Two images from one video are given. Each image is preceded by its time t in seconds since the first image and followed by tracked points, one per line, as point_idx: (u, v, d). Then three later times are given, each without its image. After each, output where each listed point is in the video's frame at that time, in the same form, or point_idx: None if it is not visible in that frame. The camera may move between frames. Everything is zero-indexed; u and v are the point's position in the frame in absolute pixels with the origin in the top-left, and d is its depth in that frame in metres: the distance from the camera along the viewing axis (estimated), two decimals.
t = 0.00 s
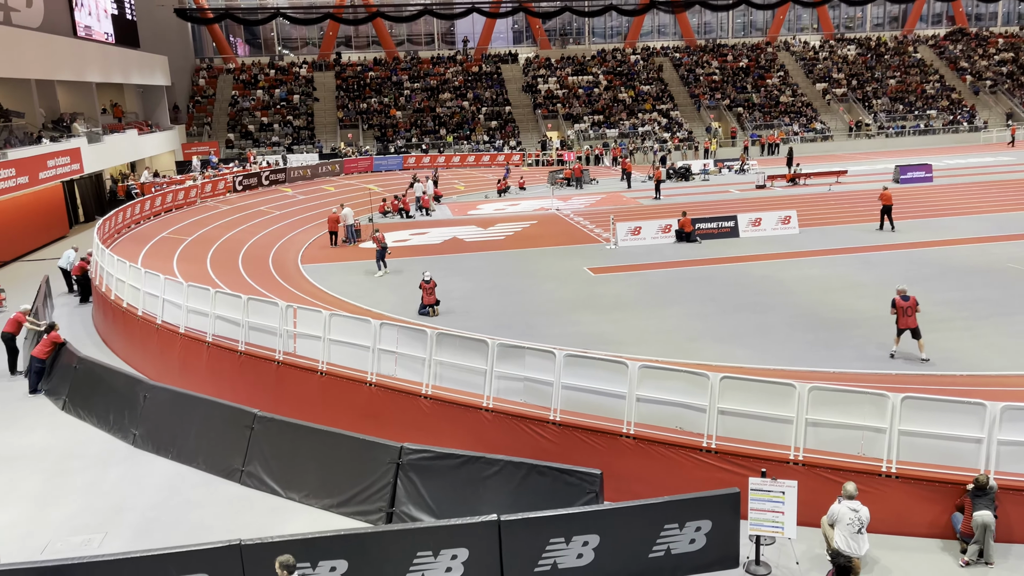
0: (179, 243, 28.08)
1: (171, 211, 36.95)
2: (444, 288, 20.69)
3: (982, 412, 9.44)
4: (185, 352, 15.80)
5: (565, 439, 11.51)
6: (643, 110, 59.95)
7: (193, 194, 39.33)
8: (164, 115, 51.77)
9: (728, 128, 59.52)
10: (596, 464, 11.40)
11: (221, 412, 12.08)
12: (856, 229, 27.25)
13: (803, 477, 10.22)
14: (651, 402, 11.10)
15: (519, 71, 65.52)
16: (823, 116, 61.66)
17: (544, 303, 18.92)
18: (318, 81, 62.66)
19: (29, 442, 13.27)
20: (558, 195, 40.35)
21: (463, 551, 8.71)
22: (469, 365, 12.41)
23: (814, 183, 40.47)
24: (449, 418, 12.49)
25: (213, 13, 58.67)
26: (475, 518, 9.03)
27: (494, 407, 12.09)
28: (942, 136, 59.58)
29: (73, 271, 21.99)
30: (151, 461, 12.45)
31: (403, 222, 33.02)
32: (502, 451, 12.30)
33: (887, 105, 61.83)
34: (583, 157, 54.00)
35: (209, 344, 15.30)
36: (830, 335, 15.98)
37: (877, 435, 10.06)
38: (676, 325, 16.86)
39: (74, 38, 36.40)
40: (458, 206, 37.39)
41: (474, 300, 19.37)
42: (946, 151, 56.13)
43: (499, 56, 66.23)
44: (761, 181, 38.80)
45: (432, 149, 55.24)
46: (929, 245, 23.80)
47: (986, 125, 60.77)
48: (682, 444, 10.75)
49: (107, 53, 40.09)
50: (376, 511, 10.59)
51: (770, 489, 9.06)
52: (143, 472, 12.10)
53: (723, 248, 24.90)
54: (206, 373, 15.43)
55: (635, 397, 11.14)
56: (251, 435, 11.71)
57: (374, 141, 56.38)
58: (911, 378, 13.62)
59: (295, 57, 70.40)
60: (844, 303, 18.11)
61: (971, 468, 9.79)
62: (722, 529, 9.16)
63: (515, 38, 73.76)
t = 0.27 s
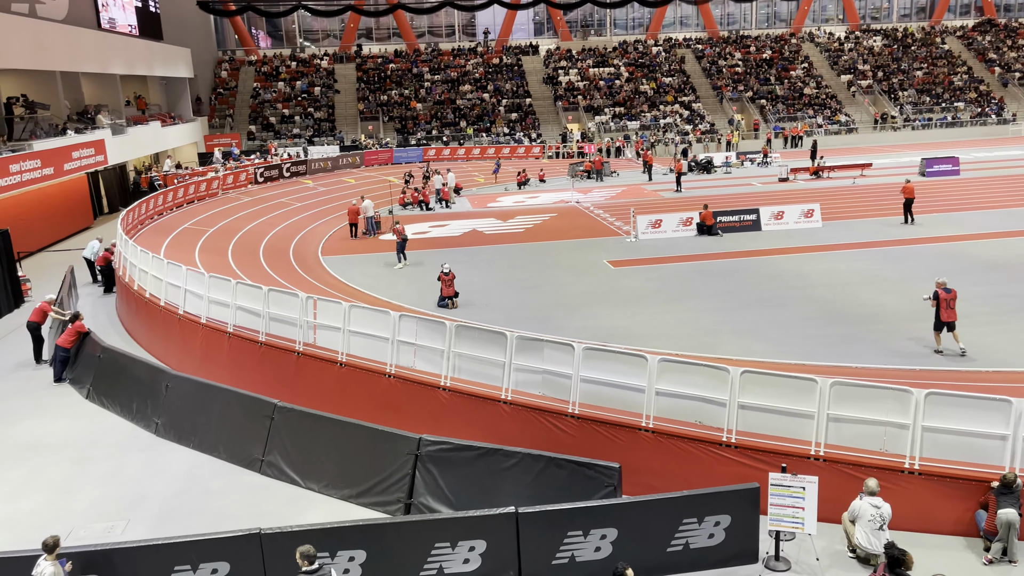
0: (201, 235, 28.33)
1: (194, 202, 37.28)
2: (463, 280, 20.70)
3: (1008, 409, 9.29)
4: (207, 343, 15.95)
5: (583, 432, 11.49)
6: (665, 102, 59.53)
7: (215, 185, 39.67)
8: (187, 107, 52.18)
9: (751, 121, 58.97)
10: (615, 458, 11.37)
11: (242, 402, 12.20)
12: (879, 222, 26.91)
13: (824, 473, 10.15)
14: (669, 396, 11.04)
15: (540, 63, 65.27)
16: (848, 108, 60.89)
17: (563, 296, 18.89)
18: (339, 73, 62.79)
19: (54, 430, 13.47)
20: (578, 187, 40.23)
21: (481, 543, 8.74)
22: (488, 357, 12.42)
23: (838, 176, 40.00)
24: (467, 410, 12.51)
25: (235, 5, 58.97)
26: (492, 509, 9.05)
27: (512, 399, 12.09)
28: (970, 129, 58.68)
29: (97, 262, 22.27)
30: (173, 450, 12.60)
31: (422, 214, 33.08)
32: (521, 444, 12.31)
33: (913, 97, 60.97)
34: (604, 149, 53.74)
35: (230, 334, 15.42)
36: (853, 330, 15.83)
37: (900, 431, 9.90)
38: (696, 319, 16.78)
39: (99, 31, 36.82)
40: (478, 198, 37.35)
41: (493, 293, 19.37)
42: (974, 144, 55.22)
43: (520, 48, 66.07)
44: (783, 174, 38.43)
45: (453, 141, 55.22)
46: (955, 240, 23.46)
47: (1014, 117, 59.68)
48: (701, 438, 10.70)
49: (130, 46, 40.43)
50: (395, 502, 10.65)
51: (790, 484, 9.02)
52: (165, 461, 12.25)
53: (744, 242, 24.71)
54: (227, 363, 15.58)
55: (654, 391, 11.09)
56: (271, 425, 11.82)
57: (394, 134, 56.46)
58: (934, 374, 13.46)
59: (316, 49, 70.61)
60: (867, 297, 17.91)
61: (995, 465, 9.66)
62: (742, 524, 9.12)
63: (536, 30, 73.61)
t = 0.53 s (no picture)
0: (219, 232, 28.54)
1: (212, 200, 37.59)
2: (479, 278, 20.74)
3: None
4: (225, 339, 16.06)
5: (598, 431, 11.47)
6: (682, 99, 59.29)
7: (233, 183, 39.97)
8: (206, 104, 52.59)
9: (770, 119, 58.59)
10: (630, 457, 11.33)
11: (259, 399, 12.27)
12: (900, 221, 26.65)
13: (842, 474, 10.05)
14: (685, 395, 10.98)
15: (557, 61, 65.22)
16: (868, 106, 60.32)
17: (579, 294, 18.87)
18: (356, 70, 63.04)
19: (73, 424, 13.62)
20: (595, 185, 40.15)
21: (495, 541, 8.74)
22: (503, 355, 12.41)
23: (857, 175, 39.65)
24: (483, 408, 12.51)
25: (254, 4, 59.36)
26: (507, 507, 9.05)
27: (527, 397, 12.08)
28: (992, 127, 58.05)
29: (117, 258, 22.50)
30: (191, 445, 12.71)
31: (439, 212, 33.16)
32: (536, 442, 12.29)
33: (934, 94, 60.32)
34: (621, 148, 53.62)
35: (248, 331, 15.52)
36: (872, 330, 15.70)
37: (919, 432, 9.80)
38: (713, 318, 16.71)
39: (119, 29, 37.15)
40: (494, 196, 37.39)
41: (509, 290, 19.39)
42: (996, 142, 54.57)
43: (537, 45, 66.03)
44: (802, 173, 38.17)
45: (470, 139, 55.26)
46: (976, 239, 23.19)
47: None
48: (717, 438, 10.63)
49: (150, 44, 40.78)
50: (410, 499, 10.67)
51: (807, 485, 8.94)
52: (182, 456, 12.35)
53: (762, 241, 24.57)
54: (244, 359, 15.70)
55: (670, 390, 11.03)
56: (287, 421, 11.89)
57: (411, 131, 56.61)
58: (955, 374, 13.32)
59: (334, 47, 71.01)
60: (886, 297, 17.73)
61: (1016, 468, 9.54)
62: (758, 525, 9.06)
63: (553, 28, 73.64)
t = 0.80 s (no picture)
0: (236, 232, 28.74)
1: (229, 200, 37.87)
2: (493, 278, 20.75)
3: None
4: (240, 339, 16.16)
5: (612, 432, 11.43)
6: (697, 99, 59.12)
7: (249, 183, 40.25)
8: (222, 105, 52.98)
9: (786, 118, 58.29)
10: (644, 459, 11.28)
11: (273, 398, 12.35)
12: (917, 221, 26.42)
13: (857, 477, 9.96)
14: (700, 396, 10.91)
15: (572, 61, 65.22)
16: (886, 105, 59.86)
17: (593, 294, 18.83)
18: (372, 71, 63.33)
19: (91, 423, 13.75)
20: (609, 185, 40.05)
21: (508, 542, 8.73)
22: (516, 355, 12.40)
23: (874, 174, 39.35)
24: (496, 408, 12.50)
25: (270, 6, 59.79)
26: (520, 508, 9.03)
27: (541, 398, 12.07)
28: (1011, 127, 57.47)
29: (134, 258, 22.70)
30: (206, 443, 12.79)
31: (453, 212, 33.22)
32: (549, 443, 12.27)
33: (953, 93, 59.73)
34: (636, 147, 53.53)
35: (263, 331, 15.61)
36: (889, 331, 15.56)
37: (937, 435, 9.69)
38: (728, 318, 16.62)
39: (136, 31, 37.50)
40: (508, 196, 37.42)
41: (523, 290, 19.38)
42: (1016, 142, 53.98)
43: (552, 46, 66.07)
44: (818, 172, 37.93)
45: (484, 140, 55.34)
46: (995, 239, 22.95)
47: None
48: (732, 439, 10.56)
49: (167, 45, 41.14)
50: (423, 499, 10.68)
51: (822, 487, 8.85)
52: (198, 455, 12.43)
53: (777, 241, 24.43)
54: (258, 358, 15.78)
55: (684, 391, 10.97)
56: (301, 421, 11.94)
57: (426, 132, 56.70)
58: (973, 376, 13.17)
59: (350, 48, 71.43)
60: (904, 298, 17.57)
61: None
62: (773, 527, 8.99)
63: (568, 28, 73.73)
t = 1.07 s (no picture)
0: (248, 234, 28.88)
1: (240, 202, 38.07)
2: (504, 279, 20.75)
3: None
4: (251, 340, 16.23)
5: (623, 434, 11.40)
6: (709, 100, 58.93)
7: (261, 185, 40.45)
8: (234, 108, 53.27)
9: (798, 119, 58.01)
10: (655, 461, 11.24)
11: (284, 400, 12.38)
12: (931, 222, 26.22)
13: (870, 479, 9.89)
14: (711, 398, 10.85)
15: (582, 62, 65.16)
16: (899, 105, 59.47)
17: (604, 296, 18.79)
18: (383, 73, 63.48)
19: (104, 424, 13.84)
20: (620, 187, 39.99)
21: (518, 544, 8.71)
22: (527, 357, 12.38)
23: (887, 175, 39.11)
24: (507, 410, 12.49)
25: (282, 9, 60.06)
26: (530, 510, 9.01)
27: (551, 400, 12.05)
28: None
29: (147, 260, 22.85)
30: (218, 445, 12.85)
31: (464, 214, 33.27)
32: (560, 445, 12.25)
33: (967, 93, 59.31)
34: (647, 148, 53.41)
35: (274, 332, 15.67)
36: (903, 332, 15.45)
37: (951, 437, 9.60)
38: (740, 320, 16.55)
39: (149, 35, 37.75)
40: (519, 197, 37.42)
41: (534, 292, 19.36)
42: None
43: (562, 47, 66.06)
44: (830, 173, 37.74)
45: (495, 141, 55.38)
46: (1010, 240, 22.76)
47: None
48: (744, 442, 10.51)
49: (180, 49, 41.40)
50: (434, 501, 10.69)
51: (835, 490, 8.79)
52: (209, 456, 12.49)
53: (789, 242, 24.32)
54: (270, 360, 15.83)
55: (695, 393, 10.91)
56: (312, 422, 11.97)
57: (436, 134, 56.82)
58: (988, 378, 13.06)
59: (361, 50, 71.69)
60: (918, 299, 17.45)
61: None
62: (785, 530, 8.93)
63: (579, 29, 73.72)
